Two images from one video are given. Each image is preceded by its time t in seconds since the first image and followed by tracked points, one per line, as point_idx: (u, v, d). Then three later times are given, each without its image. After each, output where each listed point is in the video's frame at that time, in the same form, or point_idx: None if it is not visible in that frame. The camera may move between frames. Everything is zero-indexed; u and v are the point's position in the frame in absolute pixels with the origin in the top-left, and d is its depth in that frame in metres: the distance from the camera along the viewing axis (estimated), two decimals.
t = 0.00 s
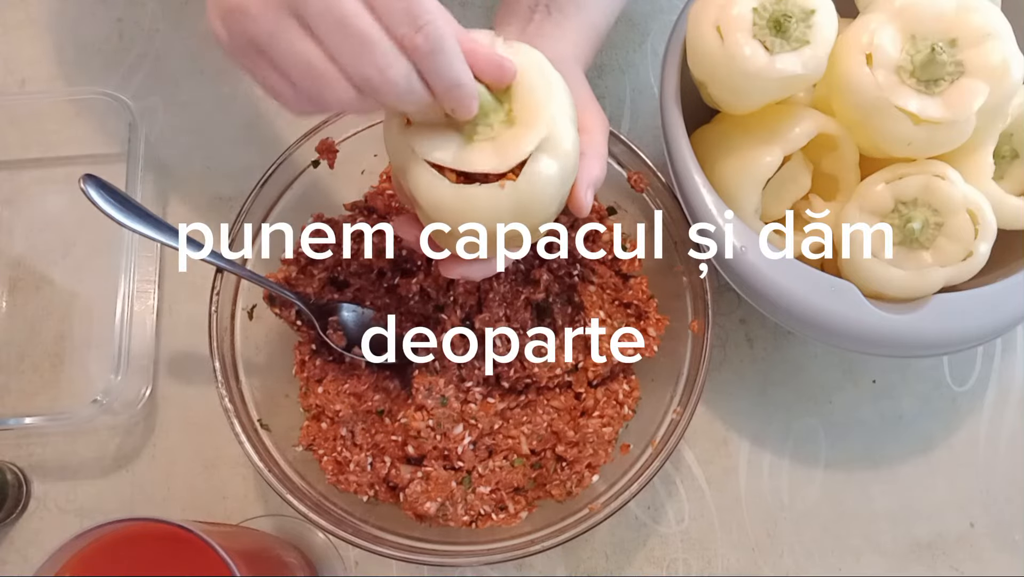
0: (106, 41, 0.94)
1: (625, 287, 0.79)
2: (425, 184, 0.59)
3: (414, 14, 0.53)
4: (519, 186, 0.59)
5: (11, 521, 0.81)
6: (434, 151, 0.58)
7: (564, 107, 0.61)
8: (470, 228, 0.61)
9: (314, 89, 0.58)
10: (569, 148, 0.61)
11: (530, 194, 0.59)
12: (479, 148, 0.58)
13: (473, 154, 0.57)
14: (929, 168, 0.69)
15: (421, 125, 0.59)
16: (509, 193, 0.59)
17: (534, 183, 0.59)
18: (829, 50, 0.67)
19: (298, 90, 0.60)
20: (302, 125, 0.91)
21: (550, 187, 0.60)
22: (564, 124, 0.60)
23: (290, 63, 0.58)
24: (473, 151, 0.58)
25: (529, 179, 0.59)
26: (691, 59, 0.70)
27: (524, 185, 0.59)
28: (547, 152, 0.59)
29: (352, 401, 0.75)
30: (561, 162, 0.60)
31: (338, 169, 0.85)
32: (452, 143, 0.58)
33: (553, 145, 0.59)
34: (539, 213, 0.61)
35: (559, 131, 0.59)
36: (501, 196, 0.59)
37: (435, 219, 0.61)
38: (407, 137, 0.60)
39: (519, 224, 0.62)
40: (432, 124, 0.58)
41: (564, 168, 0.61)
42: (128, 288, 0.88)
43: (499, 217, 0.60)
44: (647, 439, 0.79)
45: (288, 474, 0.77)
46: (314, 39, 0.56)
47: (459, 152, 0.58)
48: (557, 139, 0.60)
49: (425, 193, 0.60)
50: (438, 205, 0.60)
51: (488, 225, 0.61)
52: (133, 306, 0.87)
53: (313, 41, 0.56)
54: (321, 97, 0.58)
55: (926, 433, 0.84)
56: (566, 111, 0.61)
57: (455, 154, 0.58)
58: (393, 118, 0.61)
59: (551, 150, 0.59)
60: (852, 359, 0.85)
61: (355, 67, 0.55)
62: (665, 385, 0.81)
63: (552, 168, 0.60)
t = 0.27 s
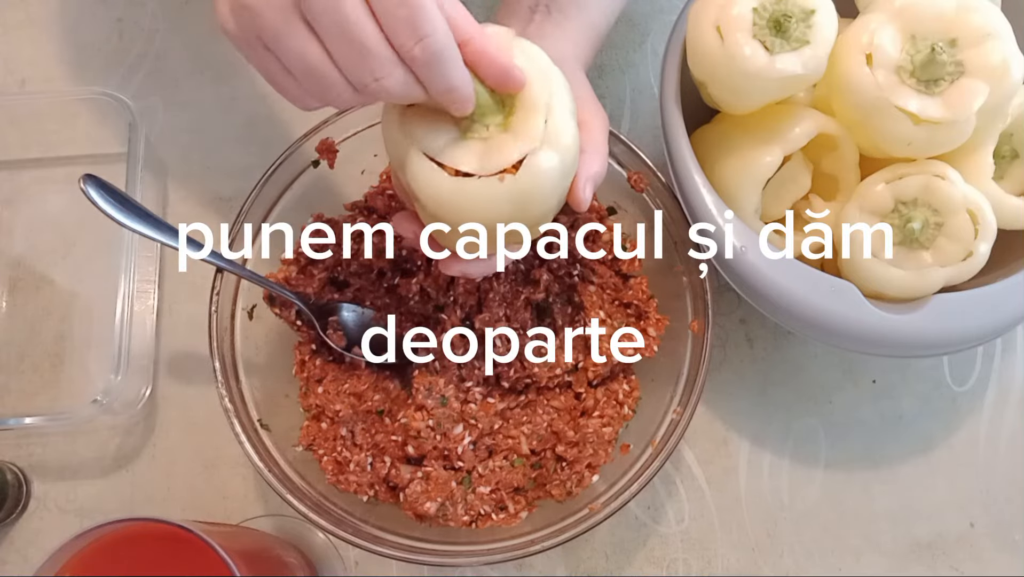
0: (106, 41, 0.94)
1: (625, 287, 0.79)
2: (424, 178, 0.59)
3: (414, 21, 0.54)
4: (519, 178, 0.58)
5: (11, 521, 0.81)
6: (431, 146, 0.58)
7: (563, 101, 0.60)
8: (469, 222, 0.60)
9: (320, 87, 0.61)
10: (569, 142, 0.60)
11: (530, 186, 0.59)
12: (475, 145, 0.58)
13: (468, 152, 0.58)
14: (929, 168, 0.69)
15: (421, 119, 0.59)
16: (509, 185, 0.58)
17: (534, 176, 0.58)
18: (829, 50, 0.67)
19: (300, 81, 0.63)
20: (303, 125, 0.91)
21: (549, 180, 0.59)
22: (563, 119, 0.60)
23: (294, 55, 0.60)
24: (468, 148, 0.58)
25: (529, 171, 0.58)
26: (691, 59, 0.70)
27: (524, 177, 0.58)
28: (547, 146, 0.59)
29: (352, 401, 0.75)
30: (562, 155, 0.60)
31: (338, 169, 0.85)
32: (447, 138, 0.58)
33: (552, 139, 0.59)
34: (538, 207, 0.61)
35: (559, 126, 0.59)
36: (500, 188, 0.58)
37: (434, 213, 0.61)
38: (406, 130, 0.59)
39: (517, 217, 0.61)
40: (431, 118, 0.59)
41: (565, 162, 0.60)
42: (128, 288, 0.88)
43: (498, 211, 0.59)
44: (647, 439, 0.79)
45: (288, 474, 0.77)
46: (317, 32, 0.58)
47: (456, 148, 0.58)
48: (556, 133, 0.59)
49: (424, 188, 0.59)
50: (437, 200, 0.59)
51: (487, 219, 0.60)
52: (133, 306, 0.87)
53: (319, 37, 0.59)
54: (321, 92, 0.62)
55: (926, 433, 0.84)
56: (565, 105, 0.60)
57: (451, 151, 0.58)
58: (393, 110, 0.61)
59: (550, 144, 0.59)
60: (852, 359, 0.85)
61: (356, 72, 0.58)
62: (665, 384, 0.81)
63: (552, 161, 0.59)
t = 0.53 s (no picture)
0: (106, 41, 0.94)
1: (625, 287, 0.79)
2: (424, 180, 0.59)
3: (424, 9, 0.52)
4: (516, 172, 0.59)
5: (11, 521, 0.81)
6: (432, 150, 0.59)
7: (557, 94, 0.61)
8: (470, 221, 0.61)
9: (312, 70, 0.58)
10: (565, 133, 0.61)
11: (528, 179, 0.59)
12: (477, 145, 0.59)
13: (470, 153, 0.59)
14: (929, 168, 0.69)
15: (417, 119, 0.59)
16: (507, 181, 0.58)
17: (533, 169, 0.59)
18: (829, 50, 0.67)
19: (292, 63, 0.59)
20: (303, 125, 0.91)
21: (548, 172, 0.60)
22: (558, 111, 0.60)
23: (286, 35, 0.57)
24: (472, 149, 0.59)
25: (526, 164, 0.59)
26: (691, 59, 0.70)
27: (521, 171, 0.59)
28: (543, 138, 0.59)
29: (352, 401, 0.75)
30: (560, 147, 0.60)
31: (338, 169, 0.85)
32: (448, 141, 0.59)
33: (547, 129, 0.60)
34: (539, 202, 0.61)
35: (554, 117, 0.60)
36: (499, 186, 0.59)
37: (434, 214, 0.61)
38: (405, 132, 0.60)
39: (518, 213, 0.61)
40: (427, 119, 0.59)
41: (563, 154, 0.61)
42: (128, 288, 0.88)
43: (498, 207, 0.60)
44: (647, 439, 0.79)
45: (288, 474, 0.77)
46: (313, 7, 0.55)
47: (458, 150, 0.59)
48: (551, 124, 0.60)
49: (424, 189, 0.59)
50: (439, 200, 0.59)
51: (488, 217, 0.60)
52: (133, 306, 0.87)
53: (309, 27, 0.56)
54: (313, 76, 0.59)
55: (926, 433, 0.84)
56: (559, 98, 0.61)
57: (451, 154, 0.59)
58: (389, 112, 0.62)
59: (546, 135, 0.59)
60: (852, 359, 0.85)
61: (356, 56, 0.56)
62: (665, 384, 0.81)
63: (549, 152, 0.60)
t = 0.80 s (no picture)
0: (106, 41, 0.94)
1: (625, 287, 0.79)
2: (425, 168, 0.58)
3: None
4: (517, 163, 0.57)
5: (11, 521, 0.81)
6: (435, 137, 0.58)
7: (560, 84, 0.59)
8: (472, 212, 0.60)
9: (334, 56, 0.59)
10: (570, 123, 0.59)
11: (530, 170, 0.58)
12: (481, 137, 0.58)
13: (475, 144, 0.58)
14: (929, 169, 0.69)
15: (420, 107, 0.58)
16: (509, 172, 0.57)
17: (534, 158, 0.57)
18: (829, 50, 0.67)
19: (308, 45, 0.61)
20: (303, 125, 0.91)
21: (552, 162, 0.58)
22: (562, 100, 0.59)
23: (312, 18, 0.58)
24: (476, 141, 0.58)
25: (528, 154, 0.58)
26: (691, 59, 0.70)
27: (524, 162, 0.57)
28: (546, 127, 0.58)
29: (352, 401, 0.75)
30: (563, 136, 0.58)
31: (338, 169, 0.85)
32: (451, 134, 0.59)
33: (552, 119, 0.58)
34: (542, 193, 0.60)
35: (558, 107, 0.58)
36: (500, 178, 0.58)
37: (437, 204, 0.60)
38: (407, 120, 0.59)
39: (521, 203, 0.60)
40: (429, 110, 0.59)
41: (566, 144, 0.59)
42: (128, 288, 0.88)
43: (500, 196, 0.58)
44: (647, 439, 0.79)
45: (288, 474, 0.77)
46: None
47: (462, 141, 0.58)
48: (555, 114, 0.58)
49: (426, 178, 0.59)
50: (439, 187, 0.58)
51: (490, 207, 0.59)
52: (133, 306, 0.87)
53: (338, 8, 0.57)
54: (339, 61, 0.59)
55: (926, 433, 0.84)
56: (563, 87, 0.60)
57: (455, 145, 0.58)
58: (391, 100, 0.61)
59: (550, 124, 0.58)
60: (852, 359, 0.85)
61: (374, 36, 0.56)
62: (665, 384, 0.81)
63: (553, 141, 0.58)
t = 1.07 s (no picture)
0: (106, 41, 0.94)
1: (625, 287, 0.79)
2: (433, 167, 0.59)
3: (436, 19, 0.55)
4: (525, 168, 0.59)
5: (11, 521, 0.81)
6: (443, 136, 0.58)
7: (571, 91, 0.60)
8: (477, 213, 0.61)
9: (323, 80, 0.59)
10: (579, 131, 0.60)
11: (539, 176, 0.59)
12: (490, 139, 0.59)
13: (484, 146, 0.59)
14: (929, 168, 0.69)
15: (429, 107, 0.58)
16: (517, 177, 0.59)
17: (544, 165, 0.59)
18: (829, 50, 0.67)
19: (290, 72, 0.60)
20: (303, 125, 0.91)
21: (560, 169, 0.60)
22: (571, 108, 0.60)
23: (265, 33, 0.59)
24: (486, 143, 0.59)
25: (537, 161, 0.59)
26: (691, 59, 0.70)
27: (532, 168, 0.59)
28: (556, 135, 0.59)
29: (352, 401, 0.76)
30: (571, 144, 0.60)
31: (338, 169, 0.85)
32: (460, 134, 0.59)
33: (561, 126, 0.59)
34: (547, 198, 0.61)
35: (569, 115, 0.59)
36: (508, 182, 0.59)
37: (441, 203, 0.61)
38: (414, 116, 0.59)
39: (526, 207, 0.61)
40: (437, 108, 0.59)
41: (574, 151, 0.60)
42: (128, 288, 0.88)
43: (507, 200, 0.60)
44: (647, 439, 0.79)
45: (288, 474, 0.77)
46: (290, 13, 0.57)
47: (471, 143, 0.59)
48: (566, 122, 0.59)
49: (433, 178, 0.59)
50: (444, 186, 0.59)
51: (497, 211, 0.61)
52: (133, 306, 0.87)
53: (290, 35, 0.58)
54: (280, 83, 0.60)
55: (926, 433, 0.84)
56: (572, 93, 0.60)
57: (463, 146, 0.59)
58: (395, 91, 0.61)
59: (560, 132, 0.59)
60: (852, 359, 0.85)
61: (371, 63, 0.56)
62: (665, 384, 0.81)
63: (561, 149, 0.59)
